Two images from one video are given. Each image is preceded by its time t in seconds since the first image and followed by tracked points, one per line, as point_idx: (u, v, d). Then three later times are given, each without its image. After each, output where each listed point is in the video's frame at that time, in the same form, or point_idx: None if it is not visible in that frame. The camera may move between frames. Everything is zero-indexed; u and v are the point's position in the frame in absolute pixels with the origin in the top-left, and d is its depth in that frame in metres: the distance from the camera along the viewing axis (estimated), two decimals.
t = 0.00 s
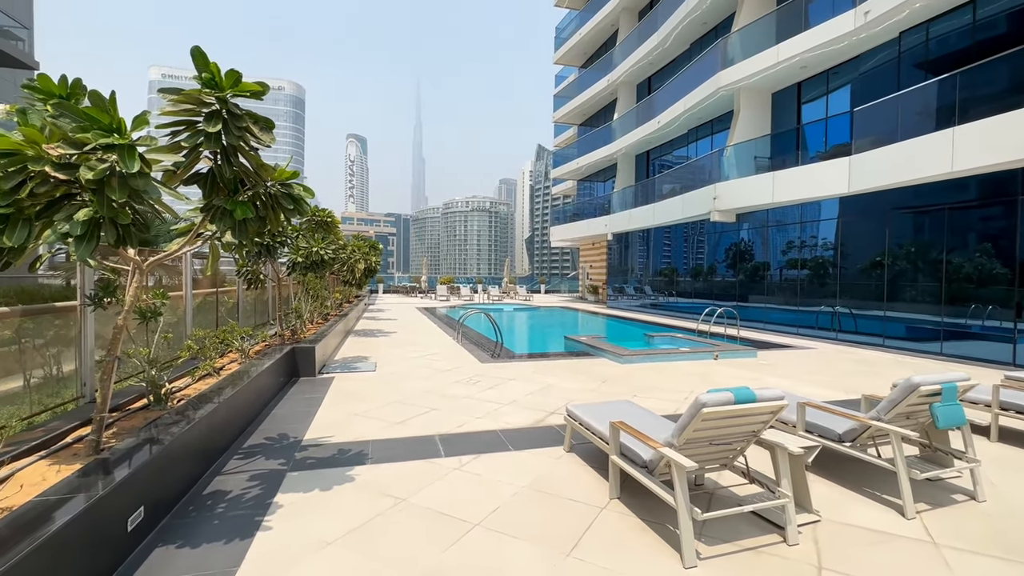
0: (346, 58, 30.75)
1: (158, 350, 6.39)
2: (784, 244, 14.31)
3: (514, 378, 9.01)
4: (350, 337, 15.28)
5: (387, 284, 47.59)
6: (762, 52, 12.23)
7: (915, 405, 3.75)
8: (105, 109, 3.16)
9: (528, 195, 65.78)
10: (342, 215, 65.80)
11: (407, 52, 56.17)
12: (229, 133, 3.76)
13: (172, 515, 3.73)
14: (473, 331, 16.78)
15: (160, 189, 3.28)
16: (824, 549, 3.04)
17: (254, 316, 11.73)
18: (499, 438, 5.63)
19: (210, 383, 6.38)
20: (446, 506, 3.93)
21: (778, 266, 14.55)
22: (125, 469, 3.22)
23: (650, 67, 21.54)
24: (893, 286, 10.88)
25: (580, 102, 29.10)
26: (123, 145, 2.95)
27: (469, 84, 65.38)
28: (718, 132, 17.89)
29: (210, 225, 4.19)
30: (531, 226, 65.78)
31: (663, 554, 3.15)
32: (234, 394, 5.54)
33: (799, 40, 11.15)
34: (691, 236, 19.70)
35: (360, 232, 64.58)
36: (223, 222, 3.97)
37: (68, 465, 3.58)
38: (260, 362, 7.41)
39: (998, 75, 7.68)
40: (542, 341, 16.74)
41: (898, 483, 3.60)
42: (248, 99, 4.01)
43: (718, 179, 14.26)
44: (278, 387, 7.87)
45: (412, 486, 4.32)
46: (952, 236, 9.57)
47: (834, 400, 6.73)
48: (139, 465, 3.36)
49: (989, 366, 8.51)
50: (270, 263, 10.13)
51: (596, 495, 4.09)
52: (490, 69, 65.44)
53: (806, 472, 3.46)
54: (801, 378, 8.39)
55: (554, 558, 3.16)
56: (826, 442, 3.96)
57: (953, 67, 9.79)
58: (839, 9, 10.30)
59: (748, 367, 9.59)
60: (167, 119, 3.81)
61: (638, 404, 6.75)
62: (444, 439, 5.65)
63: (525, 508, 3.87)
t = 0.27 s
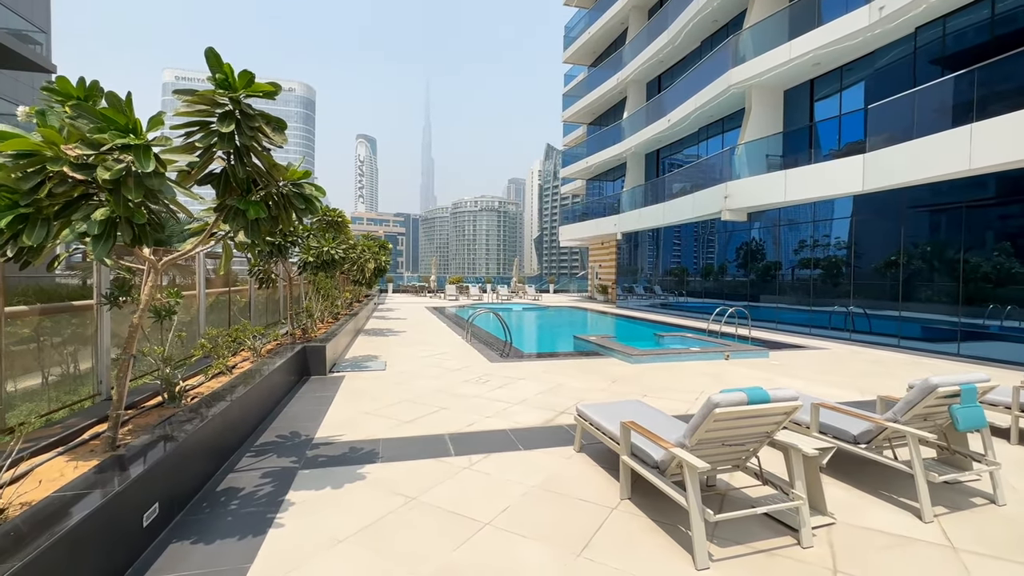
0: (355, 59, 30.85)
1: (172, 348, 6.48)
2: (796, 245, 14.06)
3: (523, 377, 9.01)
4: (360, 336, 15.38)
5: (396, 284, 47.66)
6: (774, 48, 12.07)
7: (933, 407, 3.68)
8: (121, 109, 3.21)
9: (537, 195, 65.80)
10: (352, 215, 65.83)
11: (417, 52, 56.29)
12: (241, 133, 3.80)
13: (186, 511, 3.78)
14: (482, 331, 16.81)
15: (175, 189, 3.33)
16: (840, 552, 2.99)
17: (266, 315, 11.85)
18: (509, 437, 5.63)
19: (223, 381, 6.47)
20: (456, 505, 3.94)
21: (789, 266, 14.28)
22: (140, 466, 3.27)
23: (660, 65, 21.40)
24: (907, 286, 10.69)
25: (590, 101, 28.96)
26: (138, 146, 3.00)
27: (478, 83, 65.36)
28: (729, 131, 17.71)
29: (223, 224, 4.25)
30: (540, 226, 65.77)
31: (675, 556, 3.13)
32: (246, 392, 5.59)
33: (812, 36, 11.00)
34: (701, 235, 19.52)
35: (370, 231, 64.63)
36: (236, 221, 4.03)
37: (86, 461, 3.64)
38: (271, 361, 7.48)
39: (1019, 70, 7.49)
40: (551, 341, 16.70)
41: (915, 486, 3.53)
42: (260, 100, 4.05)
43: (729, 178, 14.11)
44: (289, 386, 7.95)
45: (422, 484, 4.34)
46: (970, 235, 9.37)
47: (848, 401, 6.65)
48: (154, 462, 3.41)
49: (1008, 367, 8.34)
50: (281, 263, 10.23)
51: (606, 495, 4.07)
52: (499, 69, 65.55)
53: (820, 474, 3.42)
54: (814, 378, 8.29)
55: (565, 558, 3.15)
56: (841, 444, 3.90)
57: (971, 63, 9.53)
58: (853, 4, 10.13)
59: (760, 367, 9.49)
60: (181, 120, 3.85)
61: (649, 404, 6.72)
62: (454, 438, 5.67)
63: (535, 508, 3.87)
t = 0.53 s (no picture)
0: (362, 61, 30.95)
1: (182, 350, 6.56)
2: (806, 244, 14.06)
3: (529, 379, 9.03)
4: (367, 337, 15.47)
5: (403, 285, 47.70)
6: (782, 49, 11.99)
7: (943, 410, 3.64)
8: (134, 115, 3.25)
9: (543, 196, 65.80)
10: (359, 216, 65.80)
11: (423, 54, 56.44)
12: (251, 137, 3.85)
13: (196, 511, 3.83)
14: (488, 332, 16.83)
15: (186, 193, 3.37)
16: (847, 556, 2.98)
17: (274, 315, 11.96)
18: (515, 439, 5.66)
19: (232, 382, 6.54)
20: (462, 507, 3.96)
21: (798, 266, 14.24)
22: (152, 466, 3.33)
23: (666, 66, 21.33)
24: (918, 287, 10.56)
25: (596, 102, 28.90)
26: (151, 151, 3.05)
27: (484, 85, 65.38)
28: (736, 131, 17.60)
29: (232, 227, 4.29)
30: (546, 227, 65.79)
31: (681, 559, 3.13)
32: (255, 393, 5.67)
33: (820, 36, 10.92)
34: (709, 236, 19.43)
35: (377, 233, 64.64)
36: (245, 224, 4.07)
37: (98, 461, 3.70)
38: (280, 362, 7.56)
39: None
40: (557, 342, 16.70)
41: (924, 490, 3.50)
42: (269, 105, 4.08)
43: (736, 178, 14.03)
44: (297, 387, 8.01)
45: (429, 485, 4.37)
46: (983, 235, 9.23)
47: (857, 403, 6.59)
48: (165, 462, 3.46)
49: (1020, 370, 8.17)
50: (290, 265, 10.32)
51: (612, 497, 4.08)
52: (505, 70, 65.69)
53: (827, 477, 3.40)
54: (823, 380, 8.22)
55: (570, 560, 3.17)
56: (849, 447, 3.87)
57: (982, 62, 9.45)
58: (862, 4, 10.05)
59: (768, 369, 9.43)
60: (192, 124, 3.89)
61: (655, 405, 6.71)
62: (460, 439, 5.70)
63: (541, 509, 3.88)
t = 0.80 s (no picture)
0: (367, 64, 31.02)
1: (190, 352, 6.63)
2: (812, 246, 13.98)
3: (534, 381, 9.04)
4: (371, 339, 15.52)
5: (408, 287, 47.72)
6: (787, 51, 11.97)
7: (948, 414, 3.62)
8: (143, 122, 3.32)
9: (547, 198, 65.80)
10: (364, 219, 65.89)
11: (429, 57, 56.60)
12: (257, 143, 3.90)
13: (204, 511, 3.88)
14: (493, 334, 16.83)
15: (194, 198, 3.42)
16: (851, 560, 2.97)
17: (279, 317, 12.03)
18: (519, 441, 5.67)
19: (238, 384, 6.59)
20: (466, 508, 3.98)
21: (804, 269, 14.16)
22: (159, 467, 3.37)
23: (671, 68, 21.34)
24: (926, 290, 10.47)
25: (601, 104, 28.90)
26: (159, 157, 3.09)
27: (489, 87, 65.41)
28: (742, 133, 17.55)
29: (238, 231, 4.35)
30: (550, 229, 65.79)
31: (685, 563, 3.12)
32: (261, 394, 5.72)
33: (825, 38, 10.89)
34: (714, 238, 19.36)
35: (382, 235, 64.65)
36: (252, 228, 4.13)
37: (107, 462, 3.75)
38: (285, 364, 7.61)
39: None
40: (561, 344, 16.68)
41: (930, 494, 3.48)
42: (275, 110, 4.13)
43: (741, 180, 13.99)
44: (303, 388, 8.05)
45: (433, 487, 4.39)
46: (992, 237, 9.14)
47: (863, 407, 6.56)
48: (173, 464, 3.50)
49: None
50: (296, 267, 10.41)
51: (616, 499, 4.08)
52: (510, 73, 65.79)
53: (832, 481, 3.39)
54: (829, 383, 8.18)
55: (574, 563, 3.18)
56: (854, 450, 3.86)
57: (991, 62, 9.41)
58: (867, 5, 9.99)
59: (773, 371, 9.37)
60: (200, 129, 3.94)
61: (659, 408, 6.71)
62: (464, 441, 5.71)
63: (544, 512, 3.88)
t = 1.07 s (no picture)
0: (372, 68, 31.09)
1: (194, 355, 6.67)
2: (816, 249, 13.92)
3: (537, 385, 9.03)
4: (375, 343, 15.53)
5: (412, 291, 47.72)
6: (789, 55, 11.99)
7: (953, 419, 3.60)
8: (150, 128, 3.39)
9: (551, 201, 65.80)
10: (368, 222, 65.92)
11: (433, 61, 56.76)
12: (262, 149, 3.95)
13: (207, 514, 3.90)
14: (496, 338, 16.83)
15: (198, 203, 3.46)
16: (855, 566, 2.95)
17: (283, 321, 12.08)
18: (521, 445, 5.67)
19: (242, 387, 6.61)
20: (468, 512, 3.98)
21: (808, 272, 14.10)
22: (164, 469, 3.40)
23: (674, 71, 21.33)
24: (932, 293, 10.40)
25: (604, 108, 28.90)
26: (165, 163, 3.13)
27: (493, 90, 65.46)
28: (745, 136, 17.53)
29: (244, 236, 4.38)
30: (554, 232, 65.80)
31: (687, 567, 3.12)
32: (265, 397, 5.75)
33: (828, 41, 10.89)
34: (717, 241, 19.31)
35: (386, 238, 64.62)
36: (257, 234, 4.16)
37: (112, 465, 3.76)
38: (289, 367, 7.64)
39: None
40: (564, 347, 16.66)
41: (934, 499, 3.45)
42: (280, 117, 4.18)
43: (744, 183, 13.96)
44: (306, 391, 8.07)
45: (436, 491, 4.39)
46: (998, 240, 9.07)
47: (868, 411, 6.52)
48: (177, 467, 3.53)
49: None
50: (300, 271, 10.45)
51: (618, 503, 4.08)
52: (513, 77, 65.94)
53: (835, 485, 3.38)
54: (833, 387, 8.13)
55: (576, 567, 3.18)
56: (857, 455, 3.84)
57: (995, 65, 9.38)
58: (871, 8, 9.95)
59: (778, 375, 9.32)
60: (206, 136, 4.00)
61: (662, 412, 6.70)
62: (467, 445, 5.71)
63: (547, 516, 3.88)
